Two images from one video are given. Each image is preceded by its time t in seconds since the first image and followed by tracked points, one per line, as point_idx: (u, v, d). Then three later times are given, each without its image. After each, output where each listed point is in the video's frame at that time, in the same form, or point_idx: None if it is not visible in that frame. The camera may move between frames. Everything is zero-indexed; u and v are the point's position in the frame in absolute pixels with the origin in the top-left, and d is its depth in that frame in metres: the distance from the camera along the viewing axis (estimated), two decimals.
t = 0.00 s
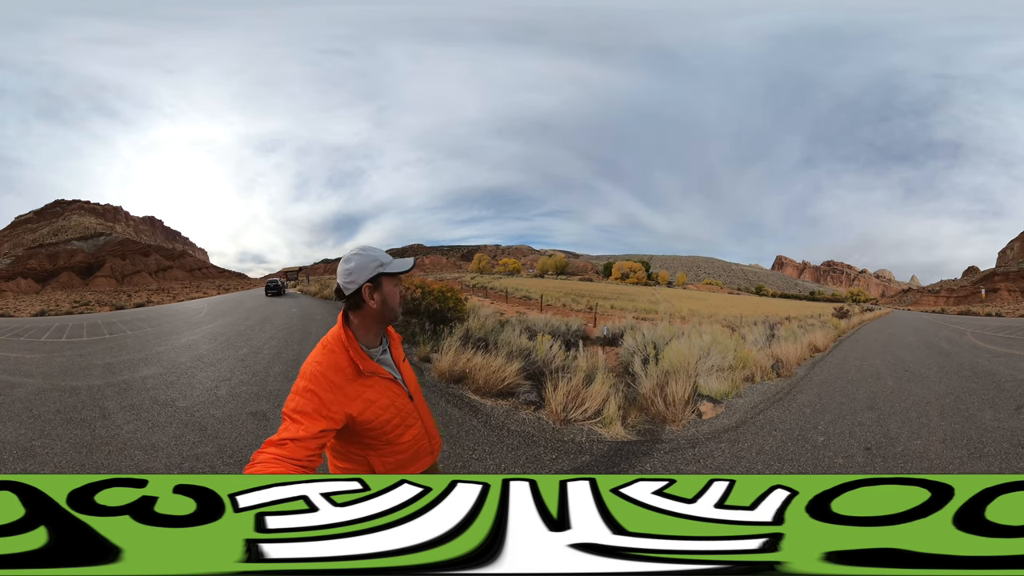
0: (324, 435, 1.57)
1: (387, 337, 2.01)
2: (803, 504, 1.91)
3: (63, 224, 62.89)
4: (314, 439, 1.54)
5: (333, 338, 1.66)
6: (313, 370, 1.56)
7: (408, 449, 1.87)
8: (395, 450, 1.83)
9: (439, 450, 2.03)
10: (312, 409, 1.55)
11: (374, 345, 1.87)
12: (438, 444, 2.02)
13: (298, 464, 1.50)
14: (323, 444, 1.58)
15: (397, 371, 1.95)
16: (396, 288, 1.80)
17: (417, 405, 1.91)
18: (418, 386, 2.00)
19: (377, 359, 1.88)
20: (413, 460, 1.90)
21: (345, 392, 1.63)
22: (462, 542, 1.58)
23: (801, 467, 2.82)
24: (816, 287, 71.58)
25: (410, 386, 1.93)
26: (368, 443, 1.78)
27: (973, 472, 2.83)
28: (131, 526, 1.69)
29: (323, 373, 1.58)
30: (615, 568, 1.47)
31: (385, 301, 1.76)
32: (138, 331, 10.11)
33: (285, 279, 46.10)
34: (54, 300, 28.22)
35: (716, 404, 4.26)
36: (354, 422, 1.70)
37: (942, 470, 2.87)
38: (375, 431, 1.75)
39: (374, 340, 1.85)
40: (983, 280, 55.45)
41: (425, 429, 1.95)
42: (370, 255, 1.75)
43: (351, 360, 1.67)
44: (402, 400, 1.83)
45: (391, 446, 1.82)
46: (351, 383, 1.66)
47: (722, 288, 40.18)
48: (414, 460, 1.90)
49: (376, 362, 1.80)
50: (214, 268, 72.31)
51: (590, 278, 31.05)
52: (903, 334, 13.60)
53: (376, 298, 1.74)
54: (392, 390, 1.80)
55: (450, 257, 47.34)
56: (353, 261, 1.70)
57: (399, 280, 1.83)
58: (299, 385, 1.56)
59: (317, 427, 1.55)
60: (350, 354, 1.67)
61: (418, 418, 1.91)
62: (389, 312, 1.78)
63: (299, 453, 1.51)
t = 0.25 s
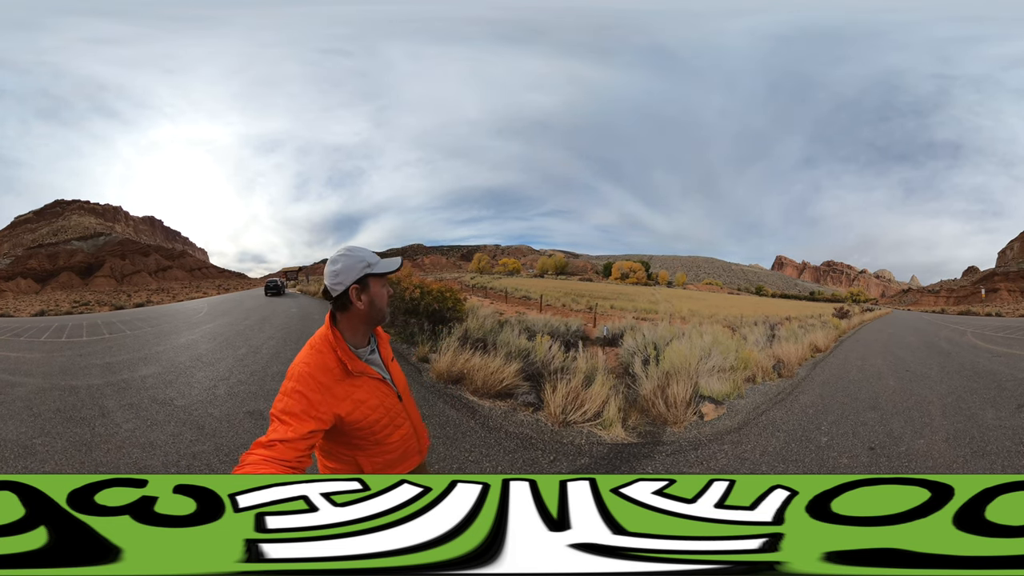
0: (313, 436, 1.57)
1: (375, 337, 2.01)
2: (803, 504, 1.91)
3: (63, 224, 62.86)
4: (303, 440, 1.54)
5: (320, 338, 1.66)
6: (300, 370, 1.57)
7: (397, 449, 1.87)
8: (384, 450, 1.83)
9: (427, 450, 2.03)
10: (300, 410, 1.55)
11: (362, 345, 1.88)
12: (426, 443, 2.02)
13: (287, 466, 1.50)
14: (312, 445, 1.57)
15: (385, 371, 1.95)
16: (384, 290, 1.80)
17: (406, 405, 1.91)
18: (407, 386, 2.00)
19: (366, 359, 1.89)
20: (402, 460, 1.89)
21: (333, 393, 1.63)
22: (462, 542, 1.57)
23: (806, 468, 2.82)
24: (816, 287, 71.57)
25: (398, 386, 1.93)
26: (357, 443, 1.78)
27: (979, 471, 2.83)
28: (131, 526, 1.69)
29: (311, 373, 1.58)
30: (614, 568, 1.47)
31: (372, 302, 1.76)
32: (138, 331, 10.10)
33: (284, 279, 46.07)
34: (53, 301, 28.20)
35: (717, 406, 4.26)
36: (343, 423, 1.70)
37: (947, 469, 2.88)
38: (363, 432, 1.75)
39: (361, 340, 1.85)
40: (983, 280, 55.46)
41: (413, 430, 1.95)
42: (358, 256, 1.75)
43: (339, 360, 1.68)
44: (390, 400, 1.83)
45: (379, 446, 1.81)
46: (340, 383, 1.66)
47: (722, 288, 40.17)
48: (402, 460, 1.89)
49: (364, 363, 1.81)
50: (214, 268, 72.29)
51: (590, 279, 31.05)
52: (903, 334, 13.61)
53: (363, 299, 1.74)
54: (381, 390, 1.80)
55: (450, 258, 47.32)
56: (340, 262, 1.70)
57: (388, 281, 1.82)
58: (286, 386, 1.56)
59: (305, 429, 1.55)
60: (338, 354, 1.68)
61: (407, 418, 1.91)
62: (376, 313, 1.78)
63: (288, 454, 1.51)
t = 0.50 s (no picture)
0: (308, 435, 1.57)
1: (372, 336, 2.01)
2: (803, 504, 1.91)
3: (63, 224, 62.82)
4: (298, 438, 1.54)
5: (316, 337, 1.67)
6: (295, 369, 1.57)
7: (392, 449, 1.87)
8: (379, 449, 1.83)
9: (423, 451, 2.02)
10: (295, 408, 1.55)
11: (358, 345, 1.88)
12: (421, 443, 2.02)
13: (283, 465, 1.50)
14: (307, 444, 1.58)
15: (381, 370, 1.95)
16: (378, 291, 1.79)
17: (401, 405, 1.91)
18: (403, 385, 2.00)
19: (361, 358, 1.89)
20: (396, 459, 1.88)
21: (328, 391, 1.63)
22: (462, 542, 1.57)
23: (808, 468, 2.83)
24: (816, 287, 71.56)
25: (394, 386, 1.93)
26: (352, 442, 1.78)
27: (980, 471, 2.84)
28: (132, 526, 1.69)
29: (306, 372, 1.58)
30: (614, 568, 1.47)
31: (365, 304, 1.75)
32: (138, 331, 10.09)
33: (284, 279, 46.04)
34: (54, 301, 28.21)
35: (718, 406, 4.26)
36: (337, 422, 1.70)
37: (949, 468, 2.88)
38: (358, 431, 1.75)
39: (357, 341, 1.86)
40: (983, 280, 55.47)
41: (409, 430, 1.95)
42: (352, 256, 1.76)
43: (334, 359, 1.68)
44: (386, 399, 1.84)
45: (374, 446, 1.82)
46: (335, 381, 1.66)
47: (722, 288, 40.16)
48: (396, 460, 1.88)
49: (358, 361, 1.80)
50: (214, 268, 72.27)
51: (590, 279, 31.05)
52: (903, 334, 13.60)
53: (355, 301, 1.74)
54: (376, 389, 1.80)
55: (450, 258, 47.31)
56: (334, 263, 1.70)
57: (381, 283, 1.82)
58: (282, 385, 1.56)
59: (300, 427, 1.55)
60: (333, 353, 1.68)
61: (402, 418, 1.91)
62: (371, 316, 1.78)
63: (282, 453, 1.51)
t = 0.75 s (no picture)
0: (309, 434, 1.58)
1: (375, 337, 2.02)
2: (803, 504, 1.91)
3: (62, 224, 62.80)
4: (299, 437, 1.54)
5: (318, 337, 1.68)
6: (298, 368, 1.58)
7: (393, 450, 1.87)
8: (380, 450, 1.84)
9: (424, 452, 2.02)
10: (297, 407, 1.56)
11: (362, 345, 1.89)
12: (424, 445, 2.02)
13: (284, 463, 1.51)
14: (308, 443, 1.58)
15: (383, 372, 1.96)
16: (380, 292, 1.78)
17: (403, 406, 1.92)
18: (406, 387, 2.00)
19: (364, 359, 1.90)
20: (398, 461, 1.89)
21: (330, 391, 1.64)
22: (462, 542, 1.57)
23: (806, 468, 2.82)
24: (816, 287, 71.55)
25: (397, 387, 1.94)
26: (354, 444, 1.79)
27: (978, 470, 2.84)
28: (132, 526, 1.69)
29: (308, 371, 1.59)
30: (614, 568, 1.47)
31: (367, 305, 1.75)
32: (138, 331, 10.08)
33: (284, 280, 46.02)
34: (54, 300, 28.21)
35: (718, 406, 4.26)
36: (339, 422, 1.70)
37: (947, 468, 2.89)
38: (360, 431, 1.76)
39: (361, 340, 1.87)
40: (982, 280, 55.48)
41: (411, 431, 1.96)
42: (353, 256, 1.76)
43: (336, 358, 1.69)
44: (388, 401, 1.84)
45: (375, 447, 1.82)
46: (337, 381, 1.67)
47: (722, 288, 40.17)
48: (398, 461, 1.89)
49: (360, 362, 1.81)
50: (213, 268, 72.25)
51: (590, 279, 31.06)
52: (903, 334, 13.60)
53: (357, 302, 1.74)
54: (378, 390, 1.81)
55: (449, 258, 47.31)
56: (336, 263, 1.70)
57: (385, 283, 1.80)
58: (284, 383, 1.57)
59: (301, 426, 1.55)
60: (335, 352, 1.69)
61: (404, 419, 1.91)
62: (373, 317, 1.77)
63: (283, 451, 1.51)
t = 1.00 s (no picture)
0: (318, 428, 1.61)
1: (386, 336, 2.03)
2: (804, 504, 1.91)
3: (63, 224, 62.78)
4: (308, 432, 1.58)
5: (330, 334, 1.71)
6: (309, 364, 1.62)
7: (400, 448, 1.91)
8: (387, 448, 1.87)
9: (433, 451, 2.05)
10: (307, 402, 1.59)
11: (371, 344, 1.90)
12: (431, 445, 2.05)
13: (293, 457, 1.54)
14: (316, 438, 1.61)
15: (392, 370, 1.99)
16: (380, 291, 1.77)
17: (411, 406, 1.95)
18: (414, 386, 2.04)
19: (374, 357, 1.91)
20: (405, 460, 1.93)
21: (339, 387, 1.68)
22: (462, 543, 1.57)
23: (800, 467, 2.81)
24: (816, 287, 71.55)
25: (405, 386, 1.97)
26: (361, 441, 1.82)
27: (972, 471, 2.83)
28: (131, 526, 1.69)
29: (318, 367, 1.63)
30: (614, 568, 1.47)
31: (368, 304, 1.75)
32: (138, 331, 10.07)
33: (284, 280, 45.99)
34: (54, 300, 28.19)
35: (716, 404, 4.26)
36: (347, 418, 1.74)
37: (942, 469, 2.87)
38: (368, 428, 1.80)
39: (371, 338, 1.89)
40: (982, 280, 55.48)
41: (419, 430, 1.99)
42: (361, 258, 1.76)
43: (347, 356, 1.72)
44: (395, 400, 1.87)
45: (382, 445, 1.85)
46: (347, 378, 1.70)
47: (722, 288, 40.18)
48: (405, 460, 1.93)
49: (370, 360, 1.84)
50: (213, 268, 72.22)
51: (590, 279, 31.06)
52: (902, 334, 13.60)
53: (358, 301, 1.75)
54: (386, 389, 1.84)
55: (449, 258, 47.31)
56: (338, 263, 1.73)
57: (386, 282, 1.79)
58: (295, 378, 1.61)
59: (311, 421, 1.59)
60: (345, 350, 1.72)
61: (411, 418, 1.95)
62: (375, 316, 1.77)
63: (292, 445, 1.54)
